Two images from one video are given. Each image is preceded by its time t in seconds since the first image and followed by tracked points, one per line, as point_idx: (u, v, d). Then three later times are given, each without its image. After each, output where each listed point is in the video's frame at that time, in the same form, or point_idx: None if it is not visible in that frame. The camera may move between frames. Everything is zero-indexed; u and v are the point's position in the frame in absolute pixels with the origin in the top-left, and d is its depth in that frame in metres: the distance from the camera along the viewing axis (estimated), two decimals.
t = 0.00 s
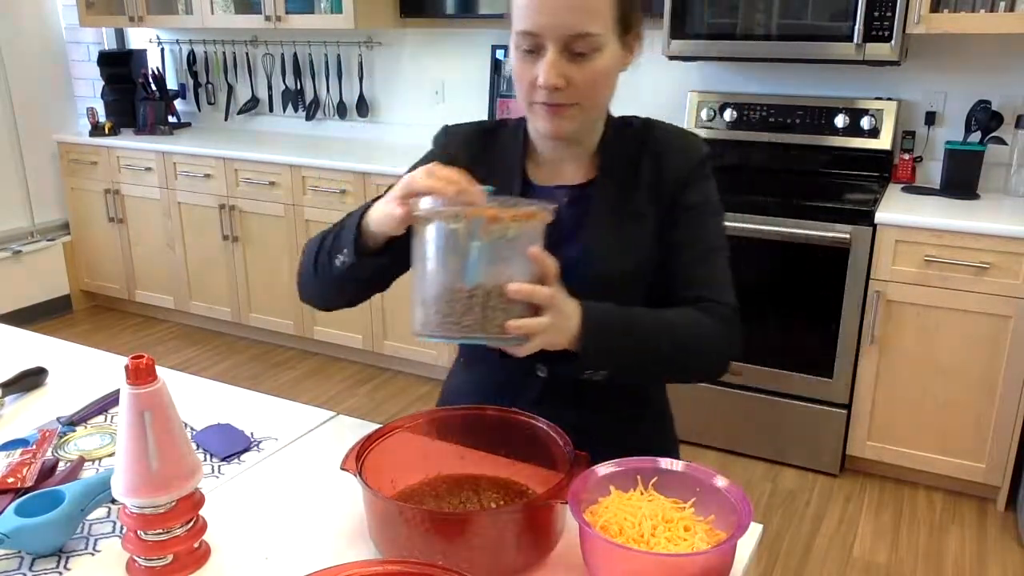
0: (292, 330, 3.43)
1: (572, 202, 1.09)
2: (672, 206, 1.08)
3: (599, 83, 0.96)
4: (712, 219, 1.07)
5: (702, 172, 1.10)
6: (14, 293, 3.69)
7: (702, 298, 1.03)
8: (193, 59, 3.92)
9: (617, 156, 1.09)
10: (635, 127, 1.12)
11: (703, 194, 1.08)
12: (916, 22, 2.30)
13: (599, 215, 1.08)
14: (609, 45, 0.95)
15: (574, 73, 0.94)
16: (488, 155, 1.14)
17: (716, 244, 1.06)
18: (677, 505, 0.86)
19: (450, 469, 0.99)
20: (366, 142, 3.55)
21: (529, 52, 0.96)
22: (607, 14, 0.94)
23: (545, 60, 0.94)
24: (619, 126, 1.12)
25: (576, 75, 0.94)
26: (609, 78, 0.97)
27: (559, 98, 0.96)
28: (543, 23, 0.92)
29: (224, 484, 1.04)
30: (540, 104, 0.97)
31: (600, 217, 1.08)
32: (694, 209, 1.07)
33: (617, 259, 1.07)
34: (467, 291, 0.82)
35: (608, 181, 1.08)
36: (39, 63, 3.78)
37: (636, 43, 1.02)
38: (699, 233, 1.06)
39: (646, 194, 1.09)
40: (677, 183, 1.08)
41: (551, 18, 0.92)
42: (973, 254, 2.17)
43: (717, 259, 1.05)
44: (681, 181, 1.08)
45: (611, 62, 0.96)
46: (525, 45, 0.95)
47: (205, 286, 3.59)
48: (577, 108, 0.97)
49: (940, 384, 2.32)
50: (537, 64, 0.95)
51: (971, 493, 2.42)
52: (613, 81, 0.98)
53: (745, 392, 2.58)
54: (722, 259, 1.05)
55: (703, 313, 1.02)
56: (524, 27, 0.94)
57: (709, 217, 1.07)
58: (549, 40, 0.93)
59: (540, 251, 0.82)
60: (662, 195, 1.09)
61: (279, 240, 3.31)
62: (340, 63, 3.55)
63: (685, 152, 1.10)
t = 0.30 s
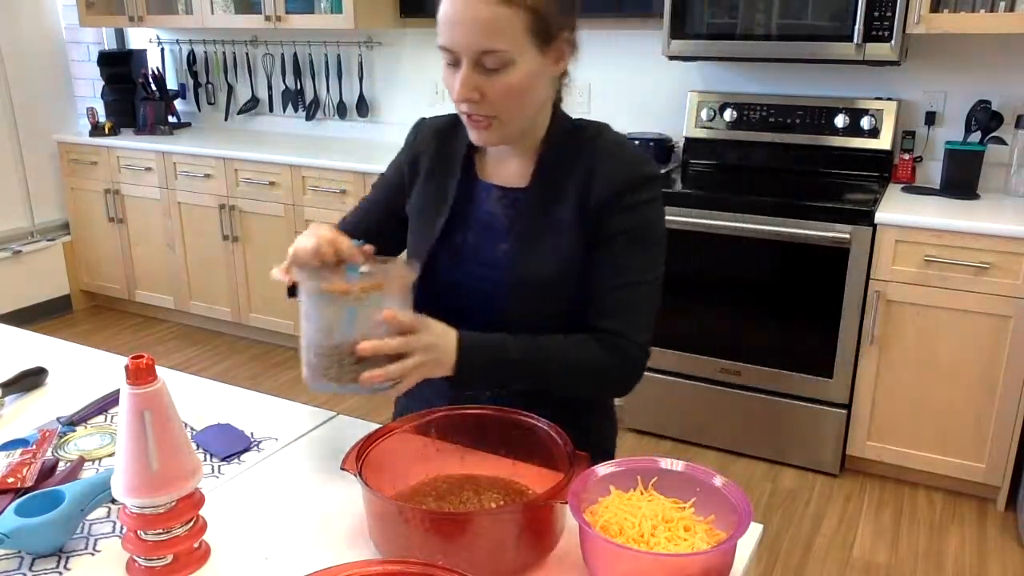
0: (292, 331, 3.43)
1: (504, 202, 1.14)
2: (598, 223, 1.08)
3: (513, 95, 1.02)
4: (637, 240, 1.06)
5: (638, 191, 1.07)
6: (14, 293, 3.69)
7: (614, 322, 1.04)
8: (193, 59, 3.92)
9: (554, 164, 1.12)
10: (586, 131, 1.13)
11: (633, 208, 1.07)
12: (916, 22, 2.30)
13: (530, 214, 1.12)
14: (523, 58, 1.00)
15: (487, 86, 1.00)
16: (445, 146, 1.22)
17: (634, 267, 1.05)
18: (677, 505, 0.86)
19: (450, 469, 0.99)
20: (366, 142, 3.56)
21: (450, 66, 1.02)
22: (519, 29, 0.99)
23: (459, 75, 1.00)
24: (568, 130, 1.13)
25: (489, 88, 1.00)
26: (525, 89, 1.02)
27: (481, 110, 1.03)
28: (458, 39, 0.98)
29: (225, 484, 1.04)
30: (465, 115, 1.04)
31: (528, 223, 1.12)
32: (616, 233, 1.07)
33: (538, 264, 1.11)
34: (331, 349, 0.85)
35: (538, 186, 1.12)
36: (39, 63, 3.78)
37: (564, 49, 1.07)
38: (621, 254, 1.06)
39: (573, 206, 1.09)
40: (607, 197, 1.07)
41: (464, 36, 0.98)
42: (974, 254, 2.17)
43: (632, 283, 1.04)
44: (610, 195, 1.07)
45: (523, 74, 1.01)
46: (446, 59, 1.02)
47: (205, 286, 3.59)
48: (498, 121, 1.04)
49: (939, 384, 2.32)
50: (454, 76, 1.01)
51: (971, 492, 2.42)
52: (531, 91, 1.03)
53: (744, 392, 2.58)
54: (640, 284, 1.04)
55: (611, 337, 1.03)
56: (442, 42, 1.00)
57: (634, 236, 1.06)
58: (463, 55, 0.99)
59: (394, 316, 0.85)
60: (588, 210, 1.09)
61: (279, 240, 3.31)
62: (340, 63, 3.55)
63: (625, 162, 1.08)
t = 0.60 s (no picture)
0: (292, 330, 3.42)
1: (477, 200, 1.25)
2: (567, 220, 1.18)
3: (478, 99, 1.10)
4: (603, 236, 1.15)
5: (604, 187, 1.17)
6: (14, 293, 3.69)
7: (584, 316, 1.13)
8: (193, 59, 3.92)
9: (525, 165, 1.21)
10: (553, 132, 1.23)
11: (600, 208, 1.16)
12: (916, 22, 2.30)
13: (502, 211, 1.21)
14: (485, 64, 1.09)
15: (453, 90, 1.09)
16: (423, 155, 1.33)
17: (603, 265, 1.15)
18: (677, 505, 0.86)
19: (450, 469, 0.99)
20: (365, 142, 3.56)
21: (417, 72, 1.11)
22: (482, 35, 1.07)
23: (427, 80, 1.09)
24: (536, 131, 1.23)
25: (456, 92, 1.09)
26: (489, 92, 1.11)
27: (447, 115, 1.11)
28: (423, 47, 1.07)
29: (224, 484, 1.04)
30: (434, 120, 1.13)
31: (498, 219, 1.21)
32: (584, 230, 1.16)
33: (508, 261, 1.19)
34: (308, 445, 0.99)
35: (509, 186, 1.21)
36: (39, 63, 3.78)
37: (524, 55, 1.15)
38: (590, 253, 1.15)
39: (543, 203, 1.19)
40: (575, 195, 1.17)
41: (428, 45, 1.06)
42: (974, 254, 2.17)
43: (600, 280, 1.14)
44: (578, 195, 1.17)
45: (486, 79, 1.10)
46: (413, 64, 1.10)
47: (205, 286, 3.59)
48: (464, 124, 1.12)
49: (938, 384, 2.32)
50: (422, 81, 1.10)
51: (971, 493, 2.42)
52: (495, 94, 1.12)
53: (743, 392, 2.58)
54: (608, 280, 1.14)
55: (580, 333, 1.13)
56: (409, 49, 1.08)
57: (602, 234, 1.15)
58: (429, 61, 1.08)
59: (362, 411, 0.96)
60: (558, 207, 1.18)
61: (279, 240, 3.31)
62: (340, 63, 3.55)
63: (592, 163, 1.18)
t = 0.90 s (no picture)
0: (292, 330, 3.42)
1: (478, 202, 1.26)
2: (567, 223, 1.19)
3: (482, 102, 1.11)
4: (603, 241, 1.18)
5: (604, 191, 1.19)
6: (15, 293, 3.70)
7: (580, 319, 1.17)
8: (193, 59, 3.92)
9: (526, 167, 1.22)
10: (553, 136, 1.24)
11: (599, 212, 1.18)
12: (916, 22, 2.30)
13: (503, 212, 1.21)
14: (488, 66, 1.09)
15: (458, 92, 1.09)
16: (421, 158, 1.33)
17: (600, 268, 1.17)
18: (677, 504, 0.86)
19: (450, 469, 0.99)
20: (365, 142, 3.56)
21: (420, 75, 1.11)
22: (485, 38, 1.08)
23: (431, 82, 1.09)
24: (535, 135, 1.24)
25: (460, 95, 1.09)
26: (492, 96, 1.11)
27: (450, 116, 1.11)
28: (427, 49, 1.07)
29: (224, 483, 1.04)
30: (435, 121, 1.12)
31: (500, 221, 1.21)
32: (585, 234, 1.18)
33: (509, 262, 1.19)
34: (308, 462, 0.99)
35: (509, 188, 1.22)
36: (39, 63, 3.78)
37: (524, 61, 1.16)
38: (587, 256, 1.18)
39: (544, 205, 1.20)
40: (576, 199, 1.18)
41: (432, 46, 1.06)
42: (974, 254, 2.17)
43: (597, 283, 1.17)
44: (579, 199, 1.18)
45: (490, 82, 1.10)
46: (416, 67, 1.10)
47: (205, 286, 3.59)
48: (466, 125, 1.12)
49: (938, 384, 2.32)
50: (426, 84, 1.10)
51: (971, 492, 2.42)
52: (498, 98, 1.12)
53: (742, 392, 2.58)
54: (605, 283, 1.17)
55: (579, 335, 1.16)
56: (413, 52, 1.09)
57: (600, 238, 1.18)
58: (433, 64, 1.08)
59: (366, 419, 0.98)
60: (558, 210, 1.19)
61: (279, 240, 3.31)
62: (340, 63, 3.55)
63: (591, 167, 1.20)
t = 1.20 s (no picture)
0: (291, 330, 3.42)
1: (475, 203, 1.26)
2: (565, 223, 1.19)
3: (476, 103, 1.11)
4: (601, 241, 1.18)
5: (602, 192, 1.19)
6: (14, 293, 3.70)
7: (581, 320, 1.17)
8: (193, 59, 3.92)
9: (524, 168, 1.22)
10: (550, 138, 1.24)
11: (597, 212, 1.18)
12: (916, 22, 2.30)
13: (501, 213, 1.21)
14: (484, 67, 1.09)
15: (453, 92, 1.09)
16: (420, 161, 1.33)
17: (599, 268, 1.17)
18: (677, 504, 0.86)
19: (451, 469, 0.99)
20: (366, 142, 3.56)
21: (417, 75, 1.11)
22: (481, 39, 1.08)
23: (427, 81, 1.09)
24: (532, 136, 1.24)
25: (455, 95, 1.09)
26: (487, 97, 1.11)
27: (444, 116, 1.11)
28: (424, 49, 1.07)
29: (224, 483, 1.04)
30: (429, 122, 1.12)
31: (499, 222, 1.21)
32: (583, 235, 1.18)
33: (507, 263, 1.19)
34: (308, 462, 0.99)
35: (508, 189, 1.22)
36: (38, 62, 3.78)
37: (521, 65, 1.16)
38: (586, 256, 1.18)
39: (542, 206, 1.19)
40: (574, 200, 1.18)
41: (429, 46, 1.07)
42: (974, 254, 2.18)
43: (597, 283, 1.17)
44: (577, 199, 1.18)
45: (485, 83, 1.10)
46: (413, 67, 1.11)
47: (205, 286, 3.59)
48: (459, 126, 1.12)
49: (938, 384, 2.32)
50: (422, 83, 1.10)
51: (971, 493, 2.42)
52: (493, 99, 1.12)
53: (742, 392, 2.58)
54: (605, 283, 1.17)
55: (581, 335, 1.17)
56: (410, 52, 1.09)
57: (599, 238, 1.18)
58: (430, 63, 1.08)
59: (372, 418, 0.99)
60: (556, 210, 1.19)
61: (279, 240, 3.31)
62: (340, 63, 3.55)
63: (588, 168, 1.20)
